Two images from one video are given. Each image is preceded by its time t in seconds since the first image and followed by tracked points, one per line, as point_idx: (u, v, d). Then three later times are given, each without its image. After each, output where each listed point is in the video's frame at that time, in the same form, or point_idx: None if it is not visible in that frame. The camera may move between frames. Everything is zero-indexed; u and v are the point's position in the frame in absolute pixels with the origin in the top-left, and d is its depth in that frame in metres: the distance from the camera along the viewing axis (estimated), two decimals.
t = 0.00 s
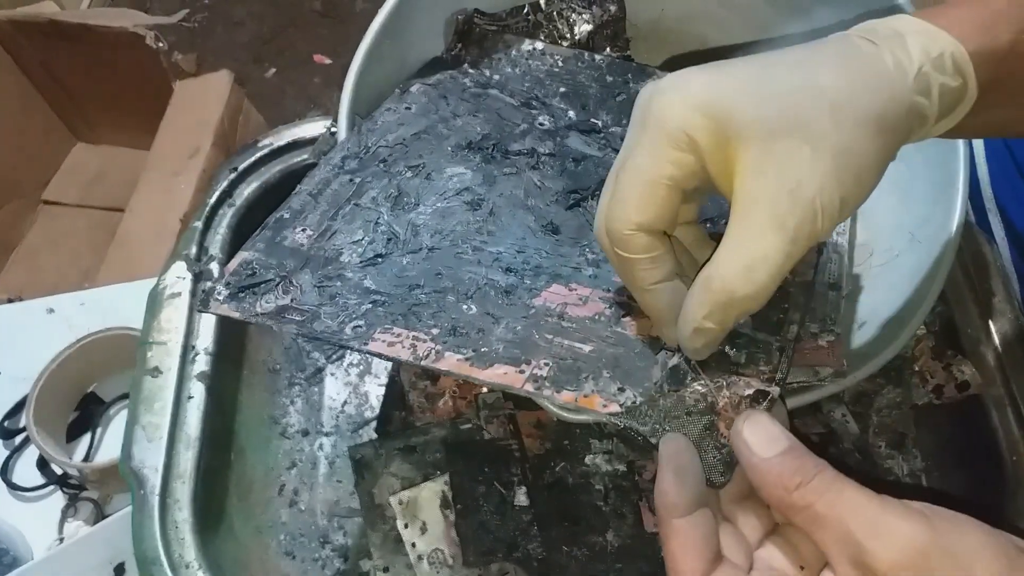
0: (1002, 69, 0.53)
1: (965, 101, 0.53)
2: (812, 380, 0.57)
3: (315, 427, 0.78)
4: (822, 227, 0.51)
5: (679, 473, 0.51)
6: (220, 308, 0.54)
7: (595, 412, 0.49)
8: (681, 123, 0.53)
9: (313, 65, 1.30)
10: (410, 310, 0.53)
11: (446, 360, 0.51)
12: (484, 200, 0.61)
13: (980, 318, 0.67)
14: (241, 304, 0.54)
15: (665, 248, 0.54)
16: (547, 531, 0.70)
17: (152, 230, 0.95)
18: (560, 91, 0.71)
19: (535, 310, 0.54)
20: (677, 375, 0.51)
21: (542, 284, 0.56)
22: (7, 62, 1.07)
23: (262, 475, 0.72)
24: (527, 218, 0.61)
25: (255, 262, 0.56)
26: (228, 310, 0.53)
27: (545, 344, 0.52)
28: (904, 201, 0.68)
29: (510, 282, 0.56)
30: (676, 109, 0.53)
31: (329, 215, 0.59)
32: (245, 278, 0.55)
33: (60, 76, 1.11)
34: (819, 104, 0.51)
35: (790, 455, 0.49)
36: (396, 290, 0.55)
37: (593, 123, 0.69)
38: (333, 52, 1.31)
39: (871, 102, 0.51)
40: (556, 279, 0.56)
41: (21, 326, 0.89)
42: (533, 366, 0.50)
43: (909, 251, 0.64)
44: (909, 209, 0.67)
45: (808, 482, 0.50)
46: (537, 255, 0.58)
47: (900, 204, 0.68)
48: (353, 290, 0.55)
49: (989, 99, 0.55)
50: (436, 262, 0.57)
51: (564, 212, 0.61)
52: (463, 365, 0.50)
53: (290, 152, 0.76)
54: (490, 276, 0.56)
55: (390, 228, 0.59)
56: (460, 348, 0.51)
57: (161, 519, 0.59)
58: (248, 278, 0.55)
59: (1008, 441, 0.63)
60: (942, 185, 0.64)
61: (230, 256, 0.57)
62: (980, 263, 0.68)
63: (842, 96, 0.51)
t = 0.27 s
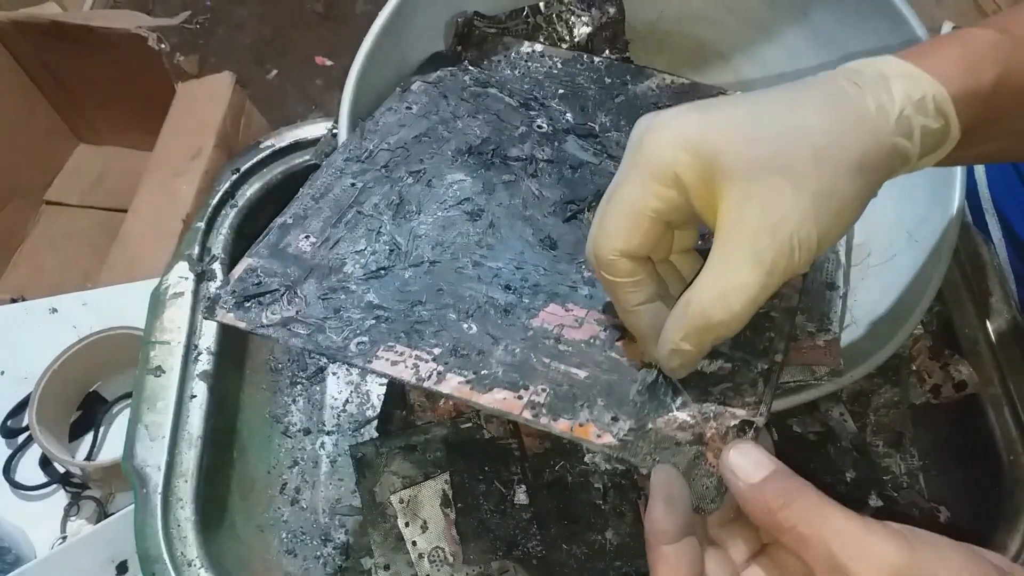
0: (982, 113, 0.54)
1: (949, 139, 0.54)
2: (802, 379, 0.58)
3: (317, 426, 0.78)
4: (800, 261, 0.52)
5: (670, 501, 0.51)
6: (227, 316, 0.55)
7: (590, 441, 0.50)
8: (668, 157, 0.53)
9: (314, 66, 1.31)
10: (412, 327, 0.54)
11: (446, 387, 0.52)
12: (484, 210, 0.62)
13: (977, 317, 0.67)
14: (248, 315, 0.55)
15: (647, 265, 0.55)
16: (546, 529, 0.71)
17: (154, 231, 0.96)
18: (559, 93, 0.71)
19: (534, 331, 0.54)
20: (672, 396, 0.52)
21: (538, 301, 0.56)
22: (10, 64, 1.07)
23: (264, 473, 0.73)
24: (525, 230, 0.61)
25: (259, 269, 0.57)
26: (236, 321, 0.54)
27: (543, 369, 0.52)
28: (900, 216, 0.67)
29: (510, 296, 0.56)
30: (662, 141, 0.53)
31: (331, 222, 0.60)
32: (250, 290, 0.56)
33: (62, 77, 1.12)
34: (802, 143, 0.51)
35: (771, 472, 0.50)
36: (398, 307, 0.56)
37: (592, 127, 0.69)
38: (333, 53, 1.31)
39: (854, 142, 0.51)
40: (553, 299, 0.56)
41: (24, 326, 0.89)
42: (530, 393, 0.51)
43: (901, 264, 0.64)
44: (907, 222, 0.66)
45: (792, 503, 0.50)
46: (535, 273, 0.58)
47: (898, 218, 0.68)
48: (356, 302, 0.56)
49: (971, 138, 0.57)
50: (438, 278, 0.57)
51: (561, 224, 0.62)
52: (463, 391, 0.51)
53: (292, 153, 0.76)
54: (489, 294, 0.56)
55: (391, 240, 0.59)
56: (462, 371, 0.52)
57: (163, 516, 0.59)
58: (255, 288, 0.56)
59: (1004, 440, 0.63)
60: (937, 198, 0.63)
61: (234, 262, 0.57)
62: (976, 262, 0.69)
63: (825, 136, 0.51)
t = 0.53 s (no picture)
0: (1000, 138, 0.53)
1: (969, 165, 0.54)
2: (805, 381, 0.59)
3: (317, 425, 0.78)
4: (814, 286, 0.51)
5: (647, 531, 0.60)
6: (232, 319, 0.55)
7: (592, 450, 0.50)
8: (687, 176, 0.53)
9: (314, 66, 1.31)
10: (417, 333, 0.54)
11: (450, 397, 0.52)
12: (486, 213, 0.62)
13: (977, 317, 0.67)
14: (253, 318, 0.55)
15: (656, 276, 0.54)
16: (546, 528, 0.71)
17: (154, 231, 0.95)
18: (560, 93, 0.71)
19: (537, 338, 0.55)
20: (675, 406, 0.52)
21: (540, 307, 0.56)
22: (9, 64, 1.07)
23: (264, 473, 0.73)
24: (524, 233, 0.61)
25: (263, 271, 0.57)
26: (240, 322, 0.54)
27: (547, 376, 0.53)
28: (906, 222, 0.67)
29: (513, 301, 0.56)
30: (683, 157, 0.53)
31: (334, 224, 0.60)
32: (255, 294, 0.56)
33: (62, 77, 1.12)
34: (820, 170, 0.51)
35: (760, 475, 0.49)
36: (402, 312, 0.56)
37: (593, 127, 0.69)
38: (333, 53, 1.31)
39: (871, 173, 0.51)
40: (557, 305, 0.57)
41: (24, 326, 0.89)
42: (533, 402, 0.52)
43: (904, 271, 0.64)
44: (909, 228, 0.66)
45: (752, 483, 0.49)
46: (537, 278, 0.58)
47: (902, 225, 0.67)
48: (358, 305, 0.56)
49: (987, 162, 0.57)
50: (442, 284, 0.57)
51: (561, 229, 0.61)
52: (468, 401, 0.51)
53: (292, 153, 0.76)
54: (493, 299, 0.56)
55: (394, 245, 0.59)
56: (465, 379, 0.52)
57: (164, 517, 0.59)
58: (259, 291, 0.56)
59: (1003, 442, 0.63)
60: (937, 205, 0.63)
61: (237, 263, 0.57)
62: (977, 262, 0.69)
63: (844, 164, 0.51)
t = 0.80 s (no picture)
0: (993, 149, 0.54)
1: (960, 177, 0.54)
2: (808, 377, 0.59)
3: (317, 425, 0.78)
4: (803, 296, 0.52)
5: (628, 538, 0.64)
6: (235, 318, 0.55)
7: (593, 459, 0.49)
8: (678, 185, 0.53)
9: (314, 66, 1.31)
10: (419, 337, 0.54)
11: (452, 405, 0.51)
12: (487, 212, 0.62)
13: (977, 317, 0.67)
14: (256, 318, 0.55)
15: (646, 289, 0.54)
16: (547, 527, 0.71)
17: (154, 231, 0.95)
18: (561, 92, 0.71)
19: (538, 341, 0.54)
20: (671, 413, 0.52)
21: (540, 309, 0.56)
22: (10, 64, 1.07)
23: (264, 473, 0.73)
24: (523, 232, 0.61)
25: (266, 270, 0.57)
26: (244, 321, 0.55)
27: (547, 383, 0.52)
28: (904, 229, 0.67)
29: (515, 303, 0.56)
30: (675, 168, 0.53)
31: (336, 224, 0.60)
32: (259, 293, 0.56)
33: (62, 77, 1.12)
34: (810, 177, 0.51)
35: (752, 499, 0.49)
36: (405, 314, 0.55)
37: (594, 126, 0.69)
38: (333, 53, 1.31)
39: (862, 182, 0.51)
40: (557, 309, 0.56)
41: (24, 326, 0.89)
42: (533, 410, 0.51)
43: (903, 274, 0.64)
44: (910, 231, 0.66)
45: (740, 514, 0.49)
46: (538, 281, 0.58)
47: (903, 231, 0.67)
48: (362, 306, 0.56)
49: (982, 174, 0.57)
50: (445, 285, 0.57)
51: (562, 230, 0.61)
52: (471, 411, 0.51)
53: (292, 153, 0.76)
54: (494, 303, 0.56)
55: (395, 245, 0.59)
56: (466, 384, 0.52)
57: (165, 517, 0.60)
58: (262, 291, 0.56)
59: (1003, 441, 0.63)
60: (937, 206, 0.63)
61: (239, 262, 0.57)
62: (977, 262, 0.69)
63: (833, 174, 0.52)
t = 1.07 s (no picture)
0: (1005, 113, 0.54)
1: (981, 137, 0.53)
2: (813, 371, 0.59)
3: (317, 425, 0.78)
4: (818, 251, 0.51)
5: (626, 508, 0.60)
6: (236, 318, 0.55)
7: (597, 453, 0.49)
8: (701, 137, 0.53)
9: (314, 66, 1.31)
10: (421, 334, 0.54)
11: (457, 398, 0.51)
12: (486, 211, 0.62)
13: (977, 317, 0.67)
14: (256, 317, 0.55)
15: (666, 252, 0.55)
16: (547, 528, 0.71)
17: (154, 231, 0.95)
18: (562, 92, 0.71)
19: (540, 338, 0.54)
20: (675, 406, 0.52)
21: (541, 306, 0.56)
22: (9, 63, 1.07)
23: (263, 473, 0.73)
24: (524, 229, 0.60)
25: (266, 270, 0.57)
26: (244, 320, 0.55)
27: (550, 378, 0.52)
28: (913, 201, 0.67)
29: (516, 301, 0.56)
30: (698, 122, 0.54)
31: (337, 223, 0.60)
32: (260, 293, 0.56)
33: (62, 77, 1.12)
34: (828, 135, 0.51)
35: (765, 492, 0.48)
36: (406, 312, 0.55)
37: (594, 125, 0.69)
38: (333, 53, 1.31)
39: (887, 135, 0.51)
40: (560, 306, 0.56)
41: (24, 326, 0.89)
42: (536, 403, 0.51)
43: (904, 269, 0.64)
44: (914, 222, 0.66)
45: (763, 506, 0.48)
46: (540, 278, 0.57)
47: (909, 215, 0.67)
48: (362, 303, 0.56)
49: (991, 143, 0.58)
50: (447, 283, 0.57)
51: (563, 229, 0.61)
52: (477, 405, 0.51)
53: (292, 152, 0.76)
54: (495, 300, 0.56)
55: (396, 243, 0.59)
56: (469, 380, 0.52)
57: (165, 517, 0.60)
58: (262, 291, 0.56)
59: (1003, 442, 0.63)
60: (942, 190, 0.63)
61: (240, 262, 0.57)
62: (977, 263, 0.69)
63: (856, 126, 0.51)
